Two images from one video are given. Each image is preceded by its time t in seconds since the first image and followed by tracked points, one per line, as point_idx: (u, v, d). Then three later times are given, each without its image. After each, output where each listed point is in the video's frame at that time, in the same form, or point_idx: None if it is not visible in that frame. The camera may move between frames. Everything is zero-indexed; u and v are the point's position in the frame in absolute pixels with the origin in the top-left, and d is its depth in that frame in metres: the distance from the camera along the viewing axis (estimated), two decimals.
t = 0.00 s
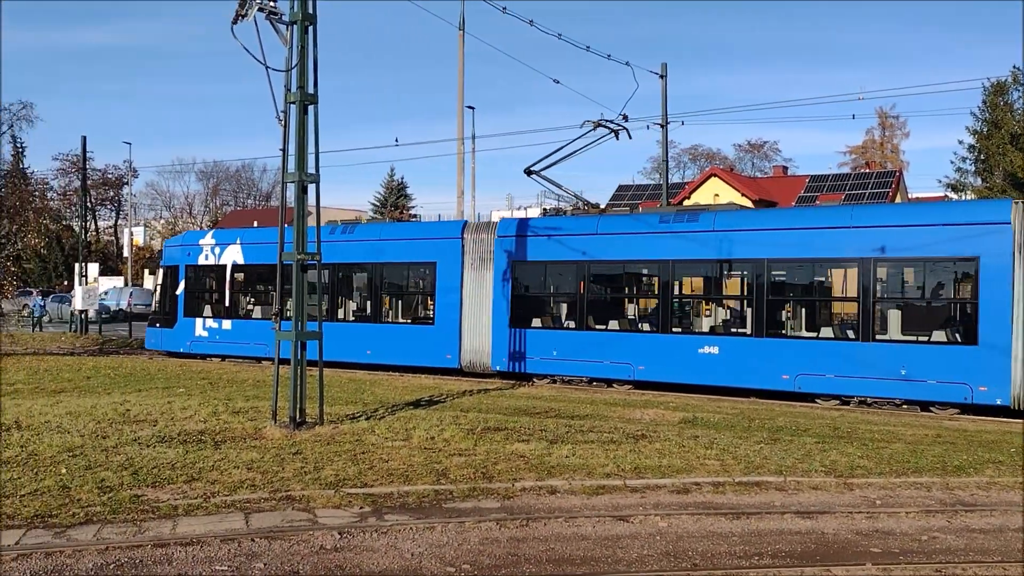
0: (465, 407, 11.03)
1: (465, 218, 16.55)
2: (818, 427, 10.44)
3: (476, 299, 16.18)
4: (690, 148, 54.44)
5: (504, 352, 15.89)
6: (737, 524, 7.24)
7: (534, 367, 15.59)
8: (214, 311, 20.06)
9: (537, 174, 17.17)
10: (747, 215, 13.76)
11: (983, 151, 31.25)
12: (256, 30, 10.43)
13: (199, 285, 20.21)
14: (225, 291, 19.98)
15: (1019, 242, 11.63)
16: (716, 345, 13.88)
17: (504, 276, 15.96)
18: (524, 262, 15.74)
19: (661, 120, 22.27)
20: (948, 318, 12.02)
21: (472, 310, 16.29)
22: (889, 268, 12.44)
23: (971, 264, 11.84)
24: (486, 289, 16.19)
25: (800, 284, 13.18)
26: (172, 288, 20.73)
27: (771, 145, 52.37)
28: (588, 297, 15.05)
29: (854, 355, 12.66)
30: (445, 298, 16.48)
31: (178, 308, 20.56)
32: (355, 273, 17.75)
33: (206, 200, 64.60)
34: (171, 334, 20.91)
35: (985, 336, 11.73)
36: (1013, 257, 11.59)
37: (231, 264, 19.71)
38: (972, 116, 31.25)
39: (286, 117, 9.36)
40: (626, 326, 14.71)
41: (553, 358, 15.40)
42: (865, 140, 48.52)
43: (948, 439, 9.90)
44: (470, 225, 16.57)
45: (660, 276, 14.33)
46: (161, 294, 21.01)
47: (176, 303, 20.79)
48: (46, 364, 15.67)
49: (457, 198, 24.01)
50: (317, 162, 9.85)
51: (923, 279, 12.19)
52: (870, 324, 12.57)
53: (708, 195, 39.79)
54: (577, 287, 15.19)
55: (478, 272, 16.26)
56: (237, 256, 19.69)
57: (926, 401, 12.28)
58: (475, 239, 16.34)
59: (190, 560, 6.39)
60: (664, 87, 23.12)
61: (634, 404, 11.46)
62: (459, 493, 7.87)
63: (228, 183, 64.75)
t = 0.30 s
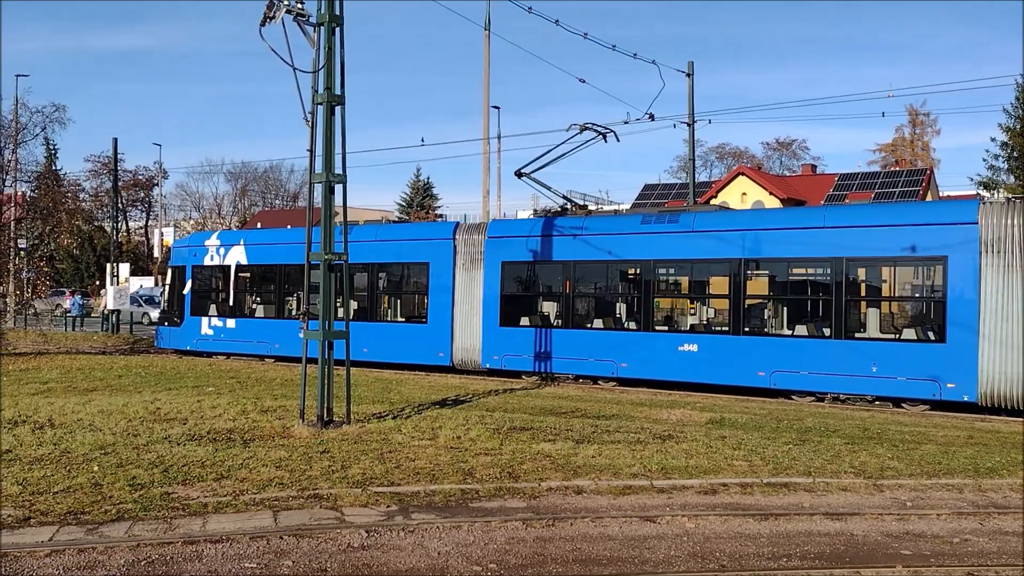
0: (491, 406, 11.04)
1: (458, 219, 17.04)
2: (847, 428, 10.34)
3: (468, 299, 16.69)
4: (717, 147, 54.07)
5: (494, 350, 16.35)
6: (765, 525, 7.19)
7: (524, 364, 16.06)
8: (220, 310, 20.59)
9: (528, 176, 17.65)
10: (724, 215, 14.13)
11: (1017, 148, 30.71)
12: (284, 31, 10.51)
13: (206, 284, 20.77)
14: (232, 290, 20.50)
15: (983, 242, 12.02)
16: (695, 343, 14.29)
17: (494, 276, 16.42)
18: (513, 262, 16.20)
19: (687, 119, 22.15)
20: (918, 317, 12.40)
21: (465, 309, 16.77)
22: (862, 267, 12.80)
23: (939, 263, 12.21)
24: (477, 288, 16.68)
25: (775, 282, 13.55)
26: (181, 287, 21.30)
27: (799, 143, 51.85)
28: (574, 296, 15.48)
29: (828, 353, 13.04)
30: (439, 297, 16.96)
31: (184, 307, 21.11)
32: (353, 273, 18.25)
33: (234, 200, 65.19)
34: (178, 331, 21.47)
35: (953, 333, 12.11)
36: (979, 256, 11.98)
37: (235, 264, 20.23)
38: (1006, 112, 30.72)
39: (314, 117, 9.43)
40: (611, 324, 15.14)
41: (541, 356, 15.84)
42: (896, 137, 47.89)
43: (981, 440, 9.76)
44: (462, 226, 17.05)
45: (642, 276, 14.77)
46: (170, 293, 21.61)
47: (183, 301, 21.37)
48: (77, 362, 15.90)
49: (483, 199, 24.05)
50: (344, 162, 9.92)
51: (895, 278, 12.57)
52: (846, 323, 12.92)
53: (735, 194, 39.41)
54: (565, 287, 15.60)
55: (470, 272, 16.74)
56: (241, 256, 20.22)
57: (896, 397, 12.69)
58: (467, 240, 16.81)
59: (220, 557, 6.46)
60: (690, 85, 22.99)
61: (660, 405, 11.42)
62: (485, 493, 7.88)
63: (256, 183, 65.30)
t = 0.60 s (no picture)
0: (512, 406, 11.04)
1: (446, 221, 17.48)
2: (872, 428, 10.25)
3: (457, 298, 17.15)
4: (739, 146, 53.74)
5: (482, 348, 16.83)
6: (789, 526, 7.14)
7: (510, 362, 16.54)
8: (220, 310, 21.06)
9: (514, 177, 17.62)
10: (699, 216, 14.49)
11: None
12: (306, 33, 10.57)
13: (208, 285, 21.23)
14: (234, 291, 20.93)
15: (946, 241, 12.26)
16: (672, 341, 14.70)
17: (480, 276, 16.89)
18: (499, 261, 16.63)
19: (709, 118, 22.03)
20: (885, 316, 12.70)
21: (454, 307, 17.22)
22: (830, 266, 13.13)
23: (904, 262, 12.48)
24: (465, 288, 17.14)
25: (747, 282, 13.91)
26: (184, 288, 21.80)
27: (823, 142, 51.40)
28: (556, 296, 15.91)
29: (798, 350, 13.41)
30: (430, 296, 17.44)
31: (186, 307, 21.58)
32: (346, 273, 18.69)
33: (258, 200, 65.60)
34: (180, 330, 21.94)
35: (917, 331, 12.39)
36: (941, 256, 12.23)
37: (235, 265, 20.68)
38: None
39: (335, 118, 9.48)
40: (592, 323, 15.56)
41: (525, 353, 16.30)
42: (921, 135, 47.34)
43: (1008, 441, 9.64)
44: (451, 227, 17.51)
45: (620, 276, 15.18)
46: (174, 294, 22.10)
47: (186, 302, 21.87)
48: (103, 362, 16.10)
49: (503, 198, 24.07)
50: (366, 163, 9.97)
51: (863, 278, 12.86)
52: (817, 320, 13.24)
53: (758, 193, 39.18)
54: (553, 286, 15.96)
55: (459, 271, 17.17)
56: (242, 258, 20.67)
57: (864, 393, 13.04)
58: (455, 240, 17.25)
59: (244, 555, 6.51)
60: (712, 84, 22.87)
61: (682, 404, 11.37)
62: (507, 492, 7.89)
63: (278, 184, 65.76)
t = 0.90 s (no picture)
0: (531, 406, 11.04)
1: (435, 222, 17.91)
2: (894, 428, 10.16)
3: (444, 298, 17.62)
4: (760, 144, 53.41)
5: (467, 346, 17.26)
6: (810, 527, 7.09)
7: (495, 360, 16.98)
8: (222, 310, 21.47)
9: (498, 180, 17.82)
10: (697, 217, 14.63)
11: None
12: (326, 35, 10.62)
13: (209, 285, 21.66)
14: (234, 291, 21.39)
15: (907, 241, 12.55)
16: (648, 339, 15.10)
17: (466, 276, 17.34)
18: (485, 262, 17.08)
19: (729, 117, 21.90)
20: (852, 315, 13.05)
21: (441, 306, 17.69)
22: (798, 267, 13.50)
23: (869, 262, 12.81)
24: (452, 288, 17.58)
25: (719, 281, 14.32)
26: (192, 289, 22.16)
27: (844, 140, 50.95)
28: (539, 295, 16.35)
29: (768, 347, 13.78)
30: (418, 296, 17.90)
31: (190, 307, 22.16)
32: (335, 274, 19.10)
33: (278, 201, 66.00)
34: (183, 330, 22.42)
35: (880, 330, 12.72)
36: (903, 256, 12.54)
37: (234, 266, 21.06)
38: None
39: (354, 119, 9.52)
40: (573, 322, 15.96)
41: (509, 352, 16.74)
42: (945, 133, 46.80)
43: None
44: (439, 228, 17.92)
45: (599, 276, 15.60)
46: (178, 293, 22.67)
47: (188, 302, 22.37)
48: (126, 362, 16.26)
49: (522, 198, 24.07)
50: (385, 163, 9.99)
51: (831, 277, 13.20)
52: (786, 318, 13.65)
53: (779, 191, 38.96)
54: (555, 286, 16.16)
55: (446, 273, 17.64)
56: (240, 260, 20.99)
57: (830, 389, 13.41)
58: (443, 241, 17.70)
59: (265, 553, 6.55)
60: (731, 82, 22.74)
61: (702, 405, 11.33)
62: (527, 492, 7.89)
63: (299, 184, 66.19)
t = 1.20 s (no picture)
0: (551, 406, 11.04)
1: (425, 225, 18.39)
2: (916, 429, 10.06)
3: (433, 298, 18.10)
4: (781, 143, 53.05)
5: (455, 344, 17.71)
6: (832, 528, 7.03)
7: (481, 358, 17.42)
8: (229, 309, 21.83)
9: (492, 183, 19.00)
10: (719, 216, 14.55)
11: None
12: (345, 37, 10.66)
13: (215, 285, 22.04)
14: (234, 290, 21.85)
15: (872, 241, 12.90)
16: (627, 337, 15.49)
17: (455, 277, 17.84)
18: (473, 262, 17.57)
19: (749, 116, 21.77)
20: (821, 313, 13.40)
21: (431, 306, 18.16)
22: (770, 267, 13.87)
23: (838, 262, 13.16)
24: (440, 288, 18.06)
25: (694, 281, 14.72)
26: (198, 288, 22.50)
27: (866, 138, 50.48)
28: (523, 295, 16.81)
29: (741, 345, 14.16)
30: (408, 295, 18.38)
31: (192, 306, 22.67)
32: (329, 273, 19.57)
33: (299, 202, 66.43)
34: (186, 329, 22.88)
35: (847, 327, 13.07)
36: (869, 256, 12.87)
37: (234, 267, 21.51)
38: None
39: (373, 120, 9.56)
40: (555, 320, 16.40)
41: (495, 350, 17.17)
42: (969, 131, 46.23)
43: None
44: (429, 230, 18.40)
45: (580, 276, 16.04)
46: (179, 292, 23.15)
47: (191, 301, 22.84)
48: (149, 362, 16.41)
49: (541, 198, 24.08)
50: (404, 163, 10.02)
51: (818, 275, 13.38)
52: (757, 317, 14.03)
53: (800, 190, 38.71)
54: (573, 286, 16.14)
55: (436, 274, 18.13)
56: (240, 260, 21.43)
57: (800, 386, 13.75)
58: (433, 243, 18.18)
59: (286, 553, 6.59)
60: (752, 81, 22.62)
61: (722, 405, 11.29)
62: (546, 493, 7.89)
63: (319, 186, 66.61)
